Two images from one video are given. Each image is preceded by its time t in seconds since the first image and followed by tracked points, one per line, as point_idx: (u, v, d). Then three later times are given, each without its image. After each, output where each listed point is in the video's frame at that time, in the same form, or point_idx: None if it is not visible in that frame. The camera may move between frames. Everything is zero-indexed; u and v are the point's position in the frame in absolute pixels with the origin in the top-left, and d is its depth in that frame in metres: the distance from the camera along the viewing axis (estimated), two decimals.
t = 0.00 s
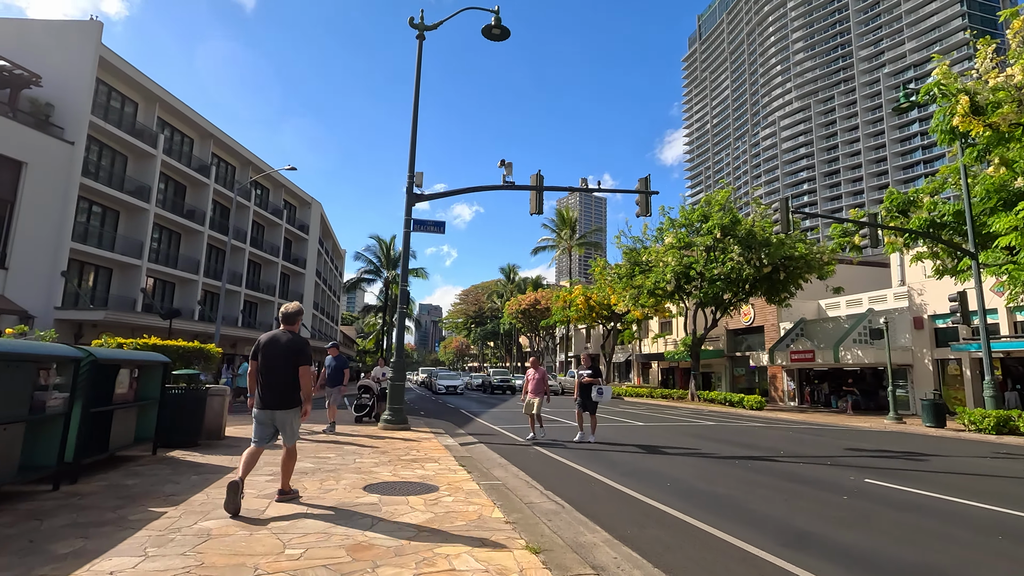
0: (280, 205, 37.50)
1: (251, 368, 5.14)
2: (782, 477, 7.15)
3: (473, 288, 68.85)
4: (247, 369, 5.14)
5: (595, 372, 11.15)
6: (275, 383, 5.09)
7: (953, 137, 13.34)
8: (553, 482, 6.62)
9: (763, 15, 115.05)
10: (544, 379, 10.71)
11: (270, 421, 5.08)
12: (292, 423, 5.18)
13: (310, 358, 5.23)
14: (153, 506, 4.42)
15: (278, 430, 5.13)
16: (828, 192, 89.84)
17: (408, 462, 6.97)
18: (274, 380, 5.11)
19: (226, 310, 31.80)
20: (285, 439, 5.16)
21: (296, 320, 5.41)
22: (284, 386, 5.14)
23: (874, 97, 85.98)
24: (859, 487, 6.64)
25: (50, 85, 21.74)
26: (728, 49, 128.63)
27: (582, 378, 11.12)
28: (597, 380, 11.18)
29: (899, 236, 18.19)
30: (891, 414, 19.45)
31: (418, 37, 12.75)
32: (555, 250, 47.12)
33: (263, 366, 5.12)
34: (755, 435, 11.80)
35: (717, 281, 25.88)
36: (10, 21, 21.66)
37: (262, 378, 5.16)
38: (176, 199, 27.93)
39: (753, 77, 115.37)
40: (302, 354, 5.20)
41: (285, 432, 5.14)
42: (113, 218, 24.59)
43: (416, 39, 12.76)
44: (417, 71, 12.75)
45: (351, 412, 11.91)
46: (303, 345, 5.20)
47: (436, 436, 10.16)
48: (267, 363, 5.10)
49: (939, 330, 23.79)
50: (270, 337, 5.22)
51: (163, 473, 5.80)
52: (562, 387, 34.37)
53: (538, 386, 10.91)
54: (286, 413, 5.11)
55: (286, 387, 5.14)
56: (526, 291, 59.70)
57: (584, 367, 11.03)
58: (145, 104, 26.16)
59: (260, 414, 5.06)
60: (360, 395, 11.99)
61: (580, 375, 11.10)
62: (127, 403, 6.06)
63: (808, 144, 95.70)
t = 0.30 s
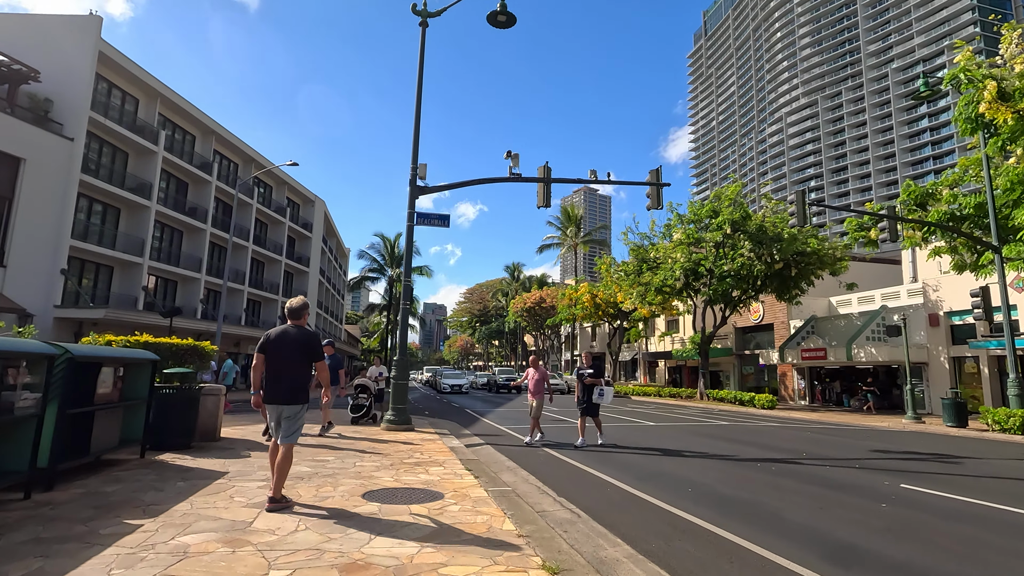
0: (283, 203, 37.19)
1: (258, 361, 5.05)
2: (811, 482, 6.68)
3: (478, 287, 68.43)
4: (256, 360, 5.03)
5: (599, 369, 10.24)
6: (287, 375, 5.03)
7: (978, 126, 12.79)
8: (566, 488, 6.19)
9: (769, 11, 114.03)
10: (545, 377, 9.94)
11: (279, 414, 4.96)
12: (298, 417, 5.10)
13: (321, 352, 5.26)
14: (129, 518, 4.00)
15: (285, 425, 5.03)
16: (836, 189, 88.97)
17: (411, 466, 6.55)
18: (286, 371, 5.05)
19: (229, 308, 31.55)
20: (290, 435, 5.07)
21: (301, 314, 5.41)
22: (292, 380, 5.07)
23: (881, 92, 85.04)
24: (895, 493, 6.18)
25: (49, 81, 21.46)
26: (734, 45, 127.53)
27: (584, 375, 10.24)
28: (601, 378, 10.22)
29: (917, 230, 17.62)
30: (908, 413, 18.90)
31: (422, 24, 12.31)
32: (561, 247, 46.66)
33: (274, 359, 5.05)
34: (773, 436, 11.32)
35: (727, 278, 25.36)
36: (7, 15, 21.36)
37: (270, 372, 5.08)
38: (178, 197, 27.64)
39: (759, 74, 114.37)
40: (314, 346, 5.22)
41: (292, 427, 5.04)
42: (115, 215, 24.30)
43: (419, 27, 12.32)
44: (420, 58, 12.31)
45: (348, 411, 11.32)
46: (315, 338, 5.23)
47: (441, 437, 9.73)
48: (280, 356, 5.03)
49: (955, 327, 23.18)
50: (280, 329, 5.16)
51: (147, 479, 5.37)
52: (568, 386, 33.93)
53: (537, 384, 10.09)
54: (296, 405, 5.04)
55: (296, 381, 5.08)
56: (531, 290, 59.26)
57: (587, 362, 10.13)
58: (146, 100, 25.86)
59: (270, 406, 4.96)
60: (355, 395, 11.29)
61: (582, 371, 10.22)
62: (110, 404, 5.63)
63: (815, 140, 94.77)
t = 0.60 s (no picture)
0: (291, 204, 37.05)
1: (267, 364, 5.10)
2: (847, 489, 6.22)
3: (487, 288, 68.09)
4: (265, 364, 5.09)
5: (606, 369, 9.44)
6: (295, 379, 5.06)
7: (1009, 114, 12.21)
8: (582, 495, 5.77)
9: (780, 8, 112.86)
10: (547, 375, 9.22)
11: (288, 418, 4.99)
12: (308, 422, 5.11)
13: (330, 355, 5.30)
14: (106, 532, 3.63)
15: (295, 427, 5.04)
16: (848, 187, 87.79)
17: (419, 472, 6.15)
18: (295, 375, 5.09)
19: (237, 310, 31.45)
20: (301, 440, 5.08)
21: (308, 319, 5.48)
22: (301, 383, 5.10)
23: (895, 89, 83.78)
24: (939, 501, 5.71)
25: (56, 81, 21.38)
26: (743, 43, 126.38)
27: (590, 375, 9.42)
28: (607, 378, 9.41)
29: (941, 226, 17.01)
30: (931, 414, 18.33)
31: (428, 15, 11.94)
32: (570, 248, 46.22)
33: (282, 363, 5.07)
34: (796, 439, 10.83)
35: (741, 276, 24.80)
36: (14, 16, 21.32)
37: (279, 375, 5.11)
38: (186, 198, 27.53)
39: (770, 72, 113.24)
40: (322, 350, 5.27)
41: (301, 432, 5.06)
42: (122, 216, 24.18)
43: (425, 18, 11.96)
44: (427, 50, 11.95)
45: (347, 415, 10.65)
46: (323, 341, 5.26)
47: (450, 441, 9.33)
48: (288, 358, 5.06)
49: (978, 325, 22.48)
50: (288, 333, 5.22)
51: (136, 485, 5.01)
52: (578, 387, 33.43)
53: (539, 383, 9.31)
54: (306, 410, 5.07)
55: (304, 384, 5.09)
56: (540, 290, 58.85)
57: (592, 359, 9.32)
58: (153, 101, 25.74)
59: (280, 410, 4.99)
60: (354, 397, 10.74)
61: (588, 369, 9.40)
62: (98, 405, 5.29)
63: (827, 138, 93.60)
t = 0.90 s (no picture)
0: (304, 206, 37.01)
1: (276, 368, 4.98)
2: (892, 504, 5.67)
3: (501, 289, 67.71)
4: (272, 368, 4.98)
5: (618, 373, 8.68)
6: (300, 382, 4.90)
7: None
8: (602, 510, 5.32)
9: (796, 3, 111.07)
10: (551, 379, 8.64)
11: (294, 423, 4.85)
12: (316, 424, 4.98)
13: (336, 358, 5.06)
14: (73, 558, 3.25)
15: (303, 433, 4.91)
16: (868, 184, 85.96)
17: (426, 483, 5.74)
18: (299, 378, 4.93)
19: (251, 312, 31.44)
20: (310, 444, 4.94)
21: (317, 320, 5.26)
22: (308, 388, 4.92)
23: (916, 83, 81.89)
24: (998, 518, 5.17)
25: (69, 85, 21.43)
26: (758, 40, 124.64)
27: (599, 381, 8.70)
28: (619, 382, 8.65)
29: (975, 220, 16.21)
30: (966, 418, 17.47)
31: (436, 7, 11.58)
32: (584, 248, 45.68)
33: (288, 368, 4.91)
34: (827, 446, 10.25)
35: (761, 275, 24.10)
36: (27, 21, 21.41)
37: (286, 380, 4.95)
38: (199, 201, 27.54)
39: (786, 68, 111.49)
40: (329, 354, 5.04)
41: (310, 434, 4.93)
42: (135, 219, 24.20)
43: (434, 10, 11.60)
44: (436, 43, 11.58)
45: (348, 421, 9.92)
46: (329, 345, 5.04)
47: (461, 447, 8.90)
48: (291, 362, 4.90)
49: (1011, 324, 21.50)
50: (294, 334, 5.07)
51: (121, 500, 4.65)
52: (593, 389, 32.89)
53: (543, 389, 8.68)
54: (312, 412, 4.91)
55: (311, 390, 4.91)
56: (554, 291, 58.33)
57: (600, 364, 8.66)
58: (166, 104, 25.76)
59: (287, 415, 4.85)
60: (357, 401, 10.21)
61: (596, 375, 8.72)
62: (81, 413, 4.97)
63: (846, 134, 91.82)
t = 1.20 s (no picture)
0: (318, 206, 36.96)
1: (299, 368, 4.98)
2: (951, 514, 5.15)
3: (515, 289, 67.29)
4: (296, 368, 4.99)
5: (635, 370, 8.01)
6: (323, 382, 4.90)
7: None
8: (630, 519, 4.88)
9: None
10: (562, 377, 8.02)
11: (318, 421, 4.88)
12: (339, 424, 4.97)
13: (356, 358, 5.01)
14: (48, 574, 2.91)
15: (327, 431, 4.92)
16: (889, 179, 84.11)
17: (440, 488, 5.36)
18: (322, 379, 4.91)
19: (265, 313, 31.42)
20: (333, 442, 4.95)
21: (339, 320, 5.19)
22: (330, 387, 4.92)
23: (938, 76, 79.94)
24: None
25: (83, 86, 21.51)
26: (774, 35, 122.84)
27: (615, 378, 8.00)
28: (636, 380, 7.93)
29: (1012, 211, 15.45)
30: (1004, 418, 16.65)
31: None
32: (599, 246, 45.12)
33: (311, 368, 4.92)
34: (864, 448, 9.69)
35: (783, 271, 23.40)
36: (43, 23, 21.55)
37: (309, 380, 4.95)
38: (213, 201, 27.54)
39: (803, 62, 109.61)
40: (350, 354, 5.00)
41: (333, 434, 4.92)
42: (150, 220, 24.24)
43: None
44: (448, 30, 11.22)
45: (354, 422, 9.52)
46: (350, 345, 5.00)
47: (477, 449, 8.50)
48: (314, 362, 4.91)
49: None
50: (318, 334, 5.02)
51: (113, 506, 4.33)
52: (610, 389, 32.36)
53: (553, 386, 8.06)
54: (335, 412, 4.90)
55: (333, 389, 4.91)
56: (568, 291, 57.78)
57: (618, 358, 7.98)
58: (179, 104, 25.77)
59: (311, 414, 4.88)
60: (363, 402, 9.86)
61: (612, 371, 8.05)
62: (73, 413, 4.67)
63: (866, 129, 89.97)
